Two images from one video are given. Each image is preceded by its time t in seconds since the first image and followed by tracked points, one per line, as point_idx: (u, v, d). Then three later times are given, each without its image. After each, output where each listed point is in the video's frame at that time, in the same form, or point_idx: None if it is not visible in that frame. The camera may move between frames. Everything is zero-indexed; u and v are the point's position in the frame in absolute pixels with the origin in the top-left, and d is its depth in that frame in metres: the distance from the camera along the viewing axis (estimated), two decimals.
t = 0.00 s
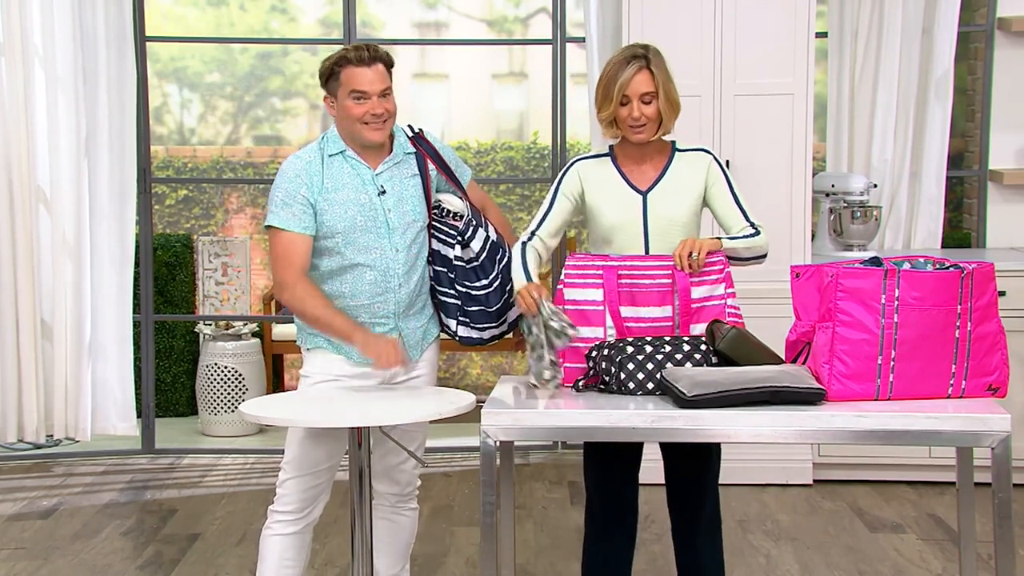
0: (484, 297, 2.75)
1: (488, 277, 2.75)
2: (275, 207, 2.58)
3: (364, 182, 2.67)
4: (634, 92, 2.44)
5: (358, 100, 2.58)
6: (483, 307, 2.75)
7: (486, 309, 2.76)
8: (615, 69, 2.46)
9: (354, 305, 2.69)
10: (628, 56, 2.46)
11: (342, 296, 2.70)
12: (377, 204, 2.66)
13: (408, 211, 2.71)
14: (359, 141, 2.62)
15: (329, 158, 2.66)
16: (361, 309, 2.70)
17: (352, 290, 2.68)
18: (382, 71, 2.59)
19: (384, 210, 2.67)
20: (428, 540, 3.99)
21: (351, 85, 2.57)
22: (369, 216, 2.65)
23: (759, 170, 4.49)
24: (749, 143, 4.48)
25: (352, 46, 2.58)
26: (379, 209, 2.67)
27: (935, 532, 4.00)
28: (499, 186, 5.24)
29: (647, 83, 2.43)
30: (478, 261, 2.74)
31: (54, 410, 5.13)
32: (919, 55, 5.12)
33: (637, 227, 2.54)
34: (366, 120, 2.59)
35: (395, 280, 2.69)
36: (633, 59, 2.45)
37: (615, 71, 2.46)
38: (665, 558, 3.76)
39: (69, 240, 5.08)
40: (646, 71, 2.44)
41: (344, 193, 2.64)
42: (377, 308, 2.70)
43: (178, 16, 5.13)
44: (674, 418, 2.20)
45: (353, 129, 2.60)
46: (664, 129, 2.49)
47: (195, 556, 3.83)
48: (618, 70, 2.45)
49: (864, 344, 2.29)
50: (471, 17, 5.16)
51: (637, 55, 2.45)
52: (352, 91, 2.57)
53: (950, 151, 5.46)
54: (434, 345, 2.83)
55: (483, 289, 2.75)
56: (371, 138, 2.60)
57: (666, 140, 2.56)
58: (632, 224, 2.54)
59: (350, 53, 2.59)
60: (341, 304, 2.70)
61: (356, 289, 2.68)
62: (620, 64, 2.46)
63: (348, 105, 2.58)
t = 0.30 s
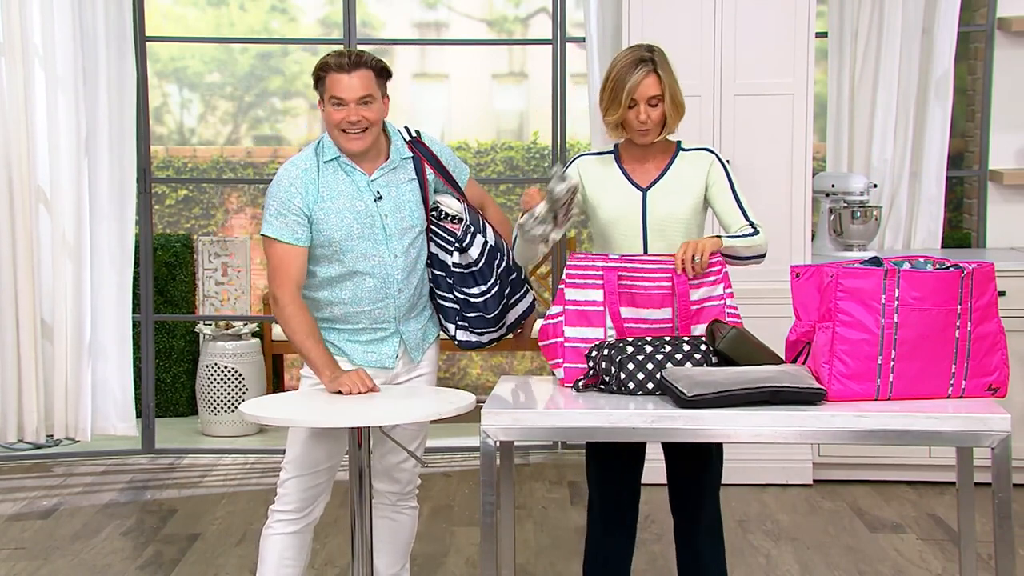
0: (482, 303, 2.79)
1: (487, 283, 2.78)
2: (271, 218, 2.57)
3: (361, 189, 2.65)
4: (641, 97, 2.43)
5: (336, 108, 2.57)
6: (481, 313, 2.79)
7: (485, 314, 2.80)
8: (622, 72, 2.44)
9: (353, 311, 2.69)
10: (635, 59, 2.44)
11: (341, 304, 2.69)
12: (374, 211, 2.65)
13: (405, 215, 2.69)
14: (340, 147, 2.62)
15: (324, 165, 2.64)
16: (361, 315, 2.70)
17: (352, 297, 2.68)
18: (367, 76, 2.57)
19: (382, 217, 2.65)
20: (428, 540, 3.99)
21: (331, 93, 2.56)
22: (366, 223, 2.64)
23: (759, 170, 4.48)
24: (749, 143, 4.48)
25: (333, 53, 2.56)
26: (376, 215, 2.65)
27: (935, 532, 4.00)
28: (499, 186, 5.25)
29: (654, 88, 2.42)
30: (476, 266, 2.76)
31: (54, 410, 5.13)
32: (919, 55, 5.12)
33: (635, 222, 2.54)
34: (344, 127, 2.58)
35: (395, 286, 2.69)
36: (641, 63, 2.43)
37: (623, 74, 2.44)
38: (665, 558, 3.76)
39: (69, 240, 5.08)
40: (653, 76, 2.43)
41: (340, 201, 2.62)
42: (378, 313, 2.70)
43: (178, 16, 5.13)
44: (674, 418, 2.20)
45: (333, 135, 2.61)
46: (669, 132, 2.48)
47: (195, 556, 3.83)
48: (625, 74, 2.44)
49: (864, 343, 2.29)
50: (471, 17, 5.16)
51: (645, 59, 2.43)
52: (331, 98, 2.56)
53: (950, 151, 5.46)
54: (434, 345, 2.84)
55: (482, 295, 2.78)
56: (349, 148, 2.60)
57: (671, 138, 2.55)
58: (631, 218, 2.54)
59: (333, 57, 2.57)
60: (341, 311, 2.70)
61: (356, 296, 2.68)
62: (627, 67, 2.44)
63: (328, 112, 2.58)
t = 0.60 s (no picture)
0: (477, 301, 2.77)
1: (482, 280, 2.76)
2: (268, 218, 2.58)
3: (357, 189, 2.65)
4: (650, 90, 2.42)
5: (367, 113, 2.57)
6: (477, 310, 2.77)
7: (481, 312, 2.78)
8: (628, 69, 2.44)
9: (351, 312, 2.70)
10: (641, 55, 2.44)
11: (338, 304, 2.69)
12: (371, 211, 2.65)
13: (402, 215, 2.69)
14: (361, 153, 2.62)
15: (321, 166, 2.64)
16: (358, 315, 2.70)
17: (349, 297, 2.68)
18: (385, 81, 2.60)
19: (379, 217, 2.65)
20: (428, 540, 4.00)
21: (363, 98, 2.56)
22: (363, 223, 2.64)
23: (759, 170, 4.49)
24: (749, 143, 4.48)
25: (365, 55, 2.59)
26: (373, 216, 2.65)
27: (935, 532, 4.00)
28: (499, 186, 5.24)
29: (662, 82, 2.42)
30: (471, 264, 2.75)
31: (54, 410, 5.12)
32: (919, 55, 5.11)
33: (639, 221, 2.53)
34: (373, 131, 2.59)
35: (391, 286, 2.69)
36: (647, 58, 2.43)
37: (631, 69, 2.43)
38: (665, 558, 3.77)
39: (69, 240, 5.07)
40: (661, 70, 2.43)
41: (337, 201, 2.62)
42: (375, 313, 2.70)
43: (178, 15, 5.13)
44: (674, 418, 2.20)
45: (358, 141, 2.60)
46: (675, 128, 2.47)
47: (195, 556, 3.83)
48: (632, 69, 2.43)
49: (864, 343, 2.29)
50: (471, 17, 5.17)
51: (650, 55, 2.44)
52: (362, 104, 2.56)
53: (949, 151, 5.45)
54: (433, 344, 2.84)
55: (477, 293, 2.77)
56: (376, 152, 2.60)
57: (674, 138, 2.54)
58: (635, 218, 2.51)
59: (360, 61, 2.59)
60: (339, 311, 2.70)
61: (353, 297, 2.68)
62: (634, 64, 2.43)
63: (356, 118, 2.57)
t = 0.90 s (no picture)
0: (478, 290, 2.77)
1: (481, 270, 2.77)
2: (266, 217, 2.58)
3: (355, 185, 2.65)
4: (653, 92, 2.42)
5: (377, 113, 2.59)
6: (477, 300, 2.78)
7: (482, 302, 2.79)
8: (632, 69, 2.44)
9: (352, 308, 2.69)
10: (645, 56, 2.44)
11: (339, 301, 2.69)
12: (368, 206, 2.65)
13: (399, 209, 2.70)
14: (363, 151, 2.63)
15: (317, 163, 2.64)
16: (360, 312, 2.69)
17: (349, 294, 2.68)
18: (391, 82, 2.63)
19: (376, 212, 2.66)
20: (428, 540, 4.00)
21: (374, 97, 2.58)
22: (361, 218, 2.64)
23: (759, 170, 4.48)
24: (749, 143, 4.48)
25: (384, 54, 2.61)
26: (371, 210, 2.65)
27: (935, 532, 4.00)
28: (499, 186, 5.24)
29: (665, 84, 2.41)
30: (470, 255, 2.75)
31: (54, 410, 5.12)
32: (920, 55, 5.11)
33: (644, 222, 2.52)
34: (379, 131, 2.61)
35: (391, 281, 2.69)
36: (652, 59, 2.43)
37: (635, 70, 2.43)
38: (665, 558, 3.77)
39: (69, 239, 5.07)
40: (664, 72, 2.42)
41: (335, 197, 2.62)
42: (376, 308, 2.70)
43: (178, 16, 5.13)
44: (674, 419, 2.20)
45: (365, 139, 2.61)
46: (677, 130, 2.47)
47: (195, 556, 3.83)
48: (637, 69, 2.43)
49: (864, 343, 2.29)
50: (471, 17, 5.17)
51: (655, 56, 2.43)
52: (374, 104, 2.58)
53: (950, 151, 5.45)
54: (435, 344, 2.84)
55: (476, 282, 2.77)
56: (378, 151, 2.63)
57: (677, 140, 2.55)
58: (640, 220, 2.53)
59: (375, 60, 2.61)
60: (340, 308, 2.70)
61: (354, 293, 2.68)
62: (638, 64, 2.43)
63: (365, 117, 2.59)
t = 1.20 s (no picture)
0: (481, 282, 2.79)
1: (484, 262, 2.78)
2: (265, 216, 2.58)
3: (355, 182, 2.65)
4: (653, 88, 2.40)
5: (376, 109, 2.60)
6: (482, 292, 2.79)
7: (486, 294, 2.80)
8: (632, 68, 2.43)
9: (354, 306, 2.69)
10: (644, 54, 2.43)
11: (341, 299, 2.68)
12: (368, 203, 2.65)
13: (399, 206, 2.70)
14: (362, 148, 2.64)
15: (316, 162, 2.64)
16: (362, 309, 2.69)
17: (351, 291, 2.67)
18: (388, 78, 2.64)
19: (376, 209, 2.66)
20: (428, 540, 4.00)
21: (373, 93, 2.58)
22: (361, 215, 2.64)
23: (759, 170, 4.48)
24: (749, 143, 4.48)
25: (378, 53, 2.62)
26: (371, 207, 2.65)
27: (935, 532, 4.00)
28: (499, 186, 5.24)
29: (665, 80, 2.40)
30: (472, 248, 2.77)
31: (53, 410, 5.12)
32: (920, 55, 5.11)
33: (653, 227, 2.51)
34: (378, 127, 2.61)
35: (393, 277, 2.68)
36: (651, 57, 2.42)
37: (633, 68, 2.42)
38: (665, 558, 3.77)
39: (69, 239, 5.07)
40: (664, 69, 2.41)
41: (334, 194, 2.62)
42: (379, 305, 2.69)
43: (178, 15, 5.13)
44: (674, 418, 2.20)
45: (364, 136, 2.61)
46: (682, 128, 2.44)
47: (195, 556, 3.83)
48: (636, 68, 2.42)
49: (864, 343, 2.29)
50: (471, 17, 5.17)
51: (655, 54, 2.42)
52: (372, 100, 2.58)
53: (950, 151, 5.45)
54: (438, 344, 2.83)
55: (480, 275, 2.79)
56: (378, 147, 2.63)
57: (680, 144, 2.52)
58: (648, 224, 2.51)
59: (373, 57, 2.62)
60: (342, 306, 2.69)
61: (356, 290, 2.67)
62: (638, 62, 2.42)
63: (364, 113, 2.59)
